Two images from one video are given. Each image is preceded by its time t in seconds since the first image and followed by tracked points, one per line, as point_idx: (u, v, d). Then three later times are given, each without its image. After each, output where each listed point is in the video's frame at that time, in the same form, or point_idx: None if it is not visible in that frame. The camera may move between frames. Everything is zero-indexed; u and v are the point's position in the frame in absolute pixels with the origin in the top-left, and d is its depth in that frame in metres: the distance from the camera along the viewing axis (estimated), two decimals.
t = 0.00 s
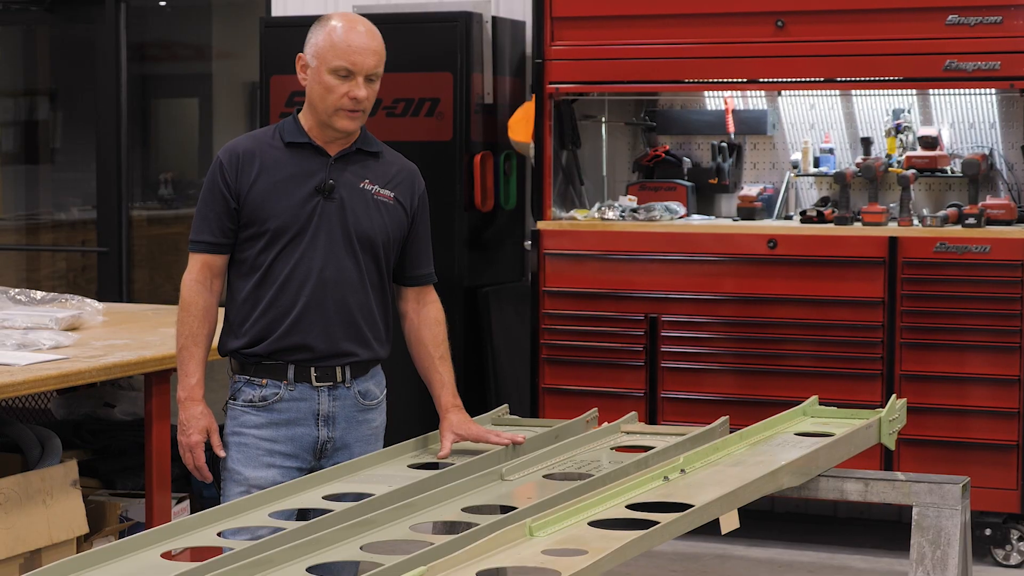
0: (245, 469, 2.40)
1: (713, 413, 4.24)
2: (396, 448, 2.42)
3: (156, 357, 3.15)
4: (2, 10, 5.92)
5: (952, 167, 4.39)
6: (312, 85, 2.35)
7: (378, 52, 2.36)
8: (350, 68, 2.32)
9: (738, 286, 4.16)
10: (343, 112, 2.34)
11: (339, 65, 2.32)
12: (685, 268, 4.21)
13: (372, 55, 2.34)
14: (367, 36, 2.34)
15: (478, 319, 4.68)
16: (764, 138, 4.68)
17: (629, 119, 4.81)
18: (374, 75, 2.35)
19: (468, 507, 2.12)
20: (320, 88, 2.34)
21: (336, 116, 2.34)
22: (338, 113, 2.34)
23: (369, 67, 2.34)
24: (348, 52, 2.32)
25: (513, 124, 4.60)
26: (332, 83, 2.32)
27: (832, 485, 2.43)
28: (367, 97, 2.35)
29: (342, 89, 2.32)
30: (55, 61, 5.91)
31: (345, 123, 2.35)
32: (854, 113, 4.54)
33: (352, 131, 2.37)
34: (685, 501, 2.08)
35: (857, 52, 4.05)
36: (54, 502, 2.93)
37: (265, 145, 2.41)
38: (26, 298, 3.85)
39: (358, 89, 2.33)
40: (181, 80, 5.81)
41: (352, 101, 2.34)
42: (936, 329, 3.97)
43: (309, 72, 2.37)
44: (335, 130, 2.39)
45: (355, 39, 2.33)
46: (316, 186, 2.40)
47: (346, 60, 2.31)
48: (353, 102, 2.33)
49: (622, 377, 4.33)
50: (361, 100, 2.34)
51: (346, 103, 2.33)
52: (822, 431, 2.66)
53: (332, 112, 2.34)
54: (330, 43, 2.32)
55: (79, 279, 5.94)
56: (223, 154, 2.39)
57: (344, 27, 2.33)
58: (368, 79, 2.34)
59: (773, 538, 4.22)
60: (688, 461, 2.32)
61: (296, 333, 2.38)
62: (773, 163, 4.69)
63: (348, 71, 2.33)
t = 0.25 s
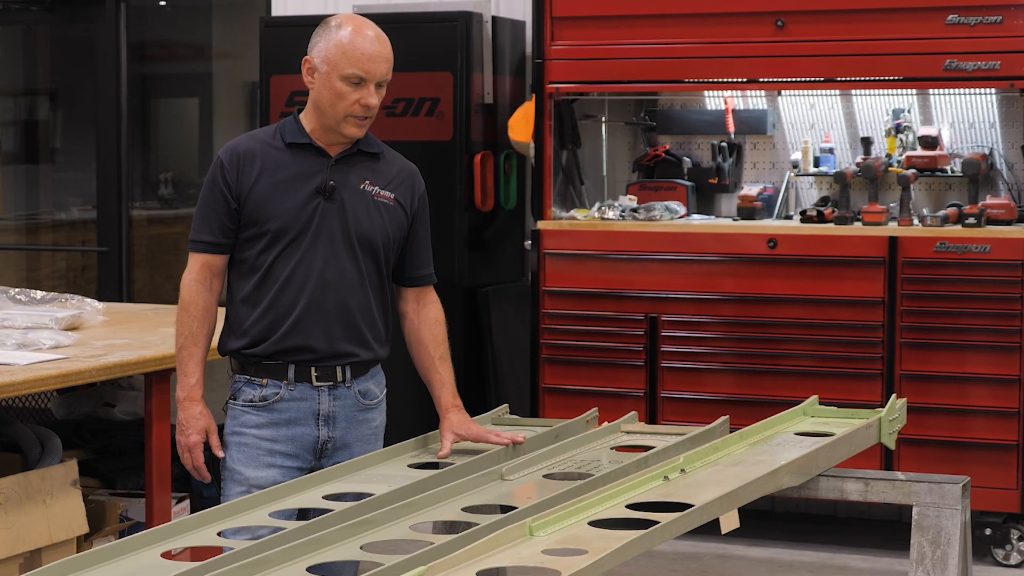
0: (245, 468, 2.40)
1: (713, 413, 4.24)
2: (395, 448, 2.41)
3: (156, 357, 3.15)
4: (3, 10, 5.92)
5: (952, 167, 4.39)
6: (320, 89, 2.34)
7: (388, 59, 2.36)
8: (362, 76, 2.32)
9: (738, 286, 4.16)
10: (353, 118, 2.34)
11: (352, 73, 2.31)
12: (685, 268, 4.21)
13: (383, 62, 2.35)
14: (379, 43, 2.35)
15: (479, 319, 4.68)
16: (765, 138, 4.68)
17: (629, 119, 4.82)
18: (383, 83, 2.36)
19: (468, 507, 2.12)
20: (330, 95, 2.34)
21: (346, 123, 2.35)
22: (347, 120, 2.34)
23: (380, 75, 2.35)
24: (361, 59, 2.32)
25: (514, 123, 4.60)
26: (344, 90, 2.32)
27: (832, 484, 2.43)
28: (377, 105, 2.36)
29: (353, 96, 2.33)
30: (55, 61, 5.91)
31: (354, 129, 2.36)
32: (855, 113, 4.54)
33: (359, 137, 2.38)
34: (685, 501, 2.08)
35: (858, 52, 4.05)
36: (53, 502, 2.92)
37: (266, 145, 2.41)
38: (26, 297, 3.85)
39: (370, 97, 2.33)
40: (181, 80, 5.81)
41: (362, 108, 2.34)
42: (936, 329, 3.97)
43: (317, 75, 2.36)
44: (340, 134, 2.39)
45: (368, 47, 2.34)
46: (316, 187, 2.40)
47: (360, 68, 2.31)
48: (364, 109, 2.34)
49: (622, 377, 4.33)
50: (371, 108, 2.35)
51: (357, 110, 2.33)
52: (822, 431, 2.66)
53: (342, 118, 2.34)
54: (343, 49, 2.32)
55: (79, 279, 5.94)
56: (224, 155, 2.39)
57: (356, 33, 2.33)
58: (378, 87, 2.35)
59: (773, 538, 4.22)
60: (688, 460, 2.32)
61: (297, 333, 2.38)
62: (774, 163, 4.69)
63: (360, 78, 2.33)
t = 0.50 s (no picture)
0: (246, 468, 2.40)
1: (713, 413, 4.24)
2: (396, 448, 2.41)
3: (156, 357, 3.15)
4: (3, 9, 5.92)
5: (952, 167, 4.39)
6: (324, 92, 2.34)
7: (391, 59, 2.37)
8: (367, 77, 2.32)
9: (738, 286, 4.16)
10: (357, 119, 2.35)
11: (357, 74, 2.31)
12: (685, 268, 4.21)
13: (387, 63, 2.35)
14: (382, 43, 2.35)
15: (479, 319, 4.69)
16: (765, 138, 4.68)
17: (630, 119, 4.82)
18: (387, 82, 2.36)
19: (468, 507, 2.12)
20: (335, 97, 2.34)
21: (351, 124, 2.35)
22: (352, 121, 2.35)
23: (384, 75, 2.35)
24: (365, 61, 2.32)
25: (514, 123, 4.59)
26: (349, 92, 2.32)
27: (832, 484, 2.43)
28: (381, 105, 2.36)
29: (358, 97, 2.33)
30: (56, 61, 5.91)
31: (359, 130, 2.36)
32: (855, 113, 4.54)
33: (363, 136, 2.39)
34: (685, 500, 2.08)
35: (858, 52, 4.05)
36: (54, 502, 2.92)
37: (267, 146, 2.41)
38: (27, 297, 3.85)
39: (375, 98, 2.34)
40: (182, 80, 5.82)
41: (367, 109, 2.35)
42: (936, 329, 3.97)
43: (320, 76, 2.35)
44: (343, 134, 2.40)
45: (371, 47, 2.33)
46: (317, 188, 2.40)
47: (365, 70, 2.31)
48: (369, 110, 2.35)
49: (622, 377, 4.33)
50: (376, 108, 2.35)
51: (362, 111, 2.34)
52: (822, 431, 2.66)
53: (347, 119, 2.34)
54: (347, 51, 2.31)
55: (79, 279, 5.94)
56: (224, 155, 2.39)
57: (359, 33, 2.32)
58: (382, 87, 2.35)
59: (774, 538, 4.22)
60: (688, 460, 2.32)
61: (298, 334, 2.38)
62: (774, 163, 4.69)
63: (364, 79, 2.33)
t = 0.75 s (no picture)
0: (247, 469, 2.39)
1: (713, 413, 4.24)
2: (396, 449, 2.41)
3: (157, 357, 3.15)
4: (3, 9, 5.92)
5: (952, 167, 4.39)
6: (325, 93, 2.34)
7: (390, 58, 2.37)
8: (366, 76, 2.33)
9: (739, 286, 4.16)
10: (358, 119, 2.35)
11: (356, 74, 2.32)
12: (686, 268, 4.21)
13: (386, 62, 2.35)
14: (380, 42, 2.35)
15: (479, 319, 4.69)
16: (765, 138, 4.68)
17: (630, 119, 4.82)
18: (386, 81, 2.37)
19: (468, 507, 2.12)
20: (335, 97, 2.33)
21: (352, 125, 2.35)
22: (354, 121, 2.35)
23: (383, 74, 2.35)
24: (364, 60, 2.32)
25: (514, 123, 4.58)
26: (349, 91, 2.32)
27: (832, 485, 2.43)
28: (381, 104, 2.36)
29: (359, 97, 2.33)
30: (56, 61, 5.91)
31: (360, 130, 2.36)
32: (855, 113, 4.54)
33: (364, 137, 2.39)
34: (685, 500, 2.07)
35: (858, 52, 4.05)
36: (54, 502, 2.93)
37: (268, 145, 2.40)
38: (27, 297, 3.85)
39: (375, 97, 2.34)
40: (182, 80, 5.82)
41: (367, 108, 2.35)
42: (936, 329, 3.97)
43: (319, 78, 2.35)
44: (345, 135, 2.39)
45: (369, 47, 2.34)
46: (319, 187, 2.40)
47: (364, 69, 2.32)
48: (369, 109, 2.34)
49: (622, 377, 4.33)
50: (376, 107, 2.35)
51: (363, 111, 2.34)
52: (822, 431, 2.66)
53: (348, 120, 2.34)
54: (345, 51, 2.32)
55: (79, 279, 5.95)
56: (225, 155, 2.38)
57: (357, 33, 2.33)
58: (382, 86, 2.35)
59: (774, 538, 4.22)
60: (688, 461, 2.32)
61: (299, 334, 2.38)
62: (774, 163, 4.69)
63: (363, 79, 2.33)
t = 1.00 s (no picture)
0: (249, 469, 2.39)
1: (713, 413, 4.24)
2: (396, 449, 2.42)
3: (157, 357, 3.15)
4: (3, 10, 5.91)
5: (952, 167, 4.39)
6: (316, 88, 2.35)
7: (380, 49, 2.36)
8: (355, 69, 2.32)
9: (739, 286, 4.16)
10: (349, 113, 2.34)
11: (344, 66, 2.32)
12: (686, 268, 4.21)
13: (375, 53, 2.34)
14: (368, 34, 2.34)
15: (479, 319, 4.69)
16: (765, 138, 4.68)
17: (630, 119, 4.82)
18: (378, 74, 2.36)
19: (468, 507, 2.12)
20: (326, 91, 2.34)
21: (344, 119, 2.35)
22: (345, 115, 2.34)
23: (373, 65, 2.35)
24: (351, 53, 2.32)
25: (514, 123, 4.58)
26: (338, 84, 2.33)
27: (833, 485, 2.42)
28: (373, 96, 2.36)
29: (347, 90, 2.33)
30: (56, 61, 5.91)
31: (352, 123, 2.36)
32: (855, 113, 4.54)
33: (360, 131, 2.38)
34: (685, 501, 2.07)
35: (858, 52, 4.05)
36: (54, 502, 2.93)
37: (269, 144, 2.40)
38: (27, 297, 3.85)
39: (364, 89, 2.33)
40: (182, 80, 5.82)
41: (358, 101, 2.34)
42: (936, 329, 3.97)
43: (312, 74, 2.37)
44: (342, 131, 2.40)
45: (357, 39, 2.33)
46: (320, 185, 2.40)
47: (350, 61, 2.31)
48: (360, 101, 2.34)
49: (622, 377, 4.33)
50: (368, 100, 2.35)
51: (353, 104, 2.34)
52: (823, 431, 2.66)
53: (339, 113, 2.34)
54: (332, 44, 2.32)
55: (79, 279, 5.95)
56: (226, 154, 2.38)
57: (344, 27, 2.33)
58: (372, 78, 2.35)
59: (774, 538, 4.22)
60: (688, 461, 2.32)
61: (302, 332, 2.38)
62: (774, 163, 4.69)
63: (352, 71, 2.33)
